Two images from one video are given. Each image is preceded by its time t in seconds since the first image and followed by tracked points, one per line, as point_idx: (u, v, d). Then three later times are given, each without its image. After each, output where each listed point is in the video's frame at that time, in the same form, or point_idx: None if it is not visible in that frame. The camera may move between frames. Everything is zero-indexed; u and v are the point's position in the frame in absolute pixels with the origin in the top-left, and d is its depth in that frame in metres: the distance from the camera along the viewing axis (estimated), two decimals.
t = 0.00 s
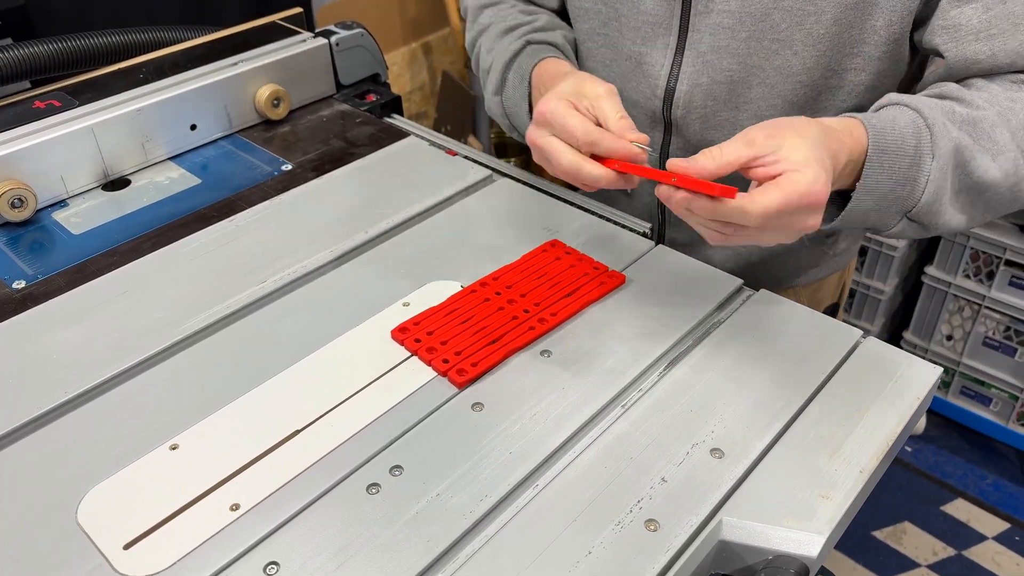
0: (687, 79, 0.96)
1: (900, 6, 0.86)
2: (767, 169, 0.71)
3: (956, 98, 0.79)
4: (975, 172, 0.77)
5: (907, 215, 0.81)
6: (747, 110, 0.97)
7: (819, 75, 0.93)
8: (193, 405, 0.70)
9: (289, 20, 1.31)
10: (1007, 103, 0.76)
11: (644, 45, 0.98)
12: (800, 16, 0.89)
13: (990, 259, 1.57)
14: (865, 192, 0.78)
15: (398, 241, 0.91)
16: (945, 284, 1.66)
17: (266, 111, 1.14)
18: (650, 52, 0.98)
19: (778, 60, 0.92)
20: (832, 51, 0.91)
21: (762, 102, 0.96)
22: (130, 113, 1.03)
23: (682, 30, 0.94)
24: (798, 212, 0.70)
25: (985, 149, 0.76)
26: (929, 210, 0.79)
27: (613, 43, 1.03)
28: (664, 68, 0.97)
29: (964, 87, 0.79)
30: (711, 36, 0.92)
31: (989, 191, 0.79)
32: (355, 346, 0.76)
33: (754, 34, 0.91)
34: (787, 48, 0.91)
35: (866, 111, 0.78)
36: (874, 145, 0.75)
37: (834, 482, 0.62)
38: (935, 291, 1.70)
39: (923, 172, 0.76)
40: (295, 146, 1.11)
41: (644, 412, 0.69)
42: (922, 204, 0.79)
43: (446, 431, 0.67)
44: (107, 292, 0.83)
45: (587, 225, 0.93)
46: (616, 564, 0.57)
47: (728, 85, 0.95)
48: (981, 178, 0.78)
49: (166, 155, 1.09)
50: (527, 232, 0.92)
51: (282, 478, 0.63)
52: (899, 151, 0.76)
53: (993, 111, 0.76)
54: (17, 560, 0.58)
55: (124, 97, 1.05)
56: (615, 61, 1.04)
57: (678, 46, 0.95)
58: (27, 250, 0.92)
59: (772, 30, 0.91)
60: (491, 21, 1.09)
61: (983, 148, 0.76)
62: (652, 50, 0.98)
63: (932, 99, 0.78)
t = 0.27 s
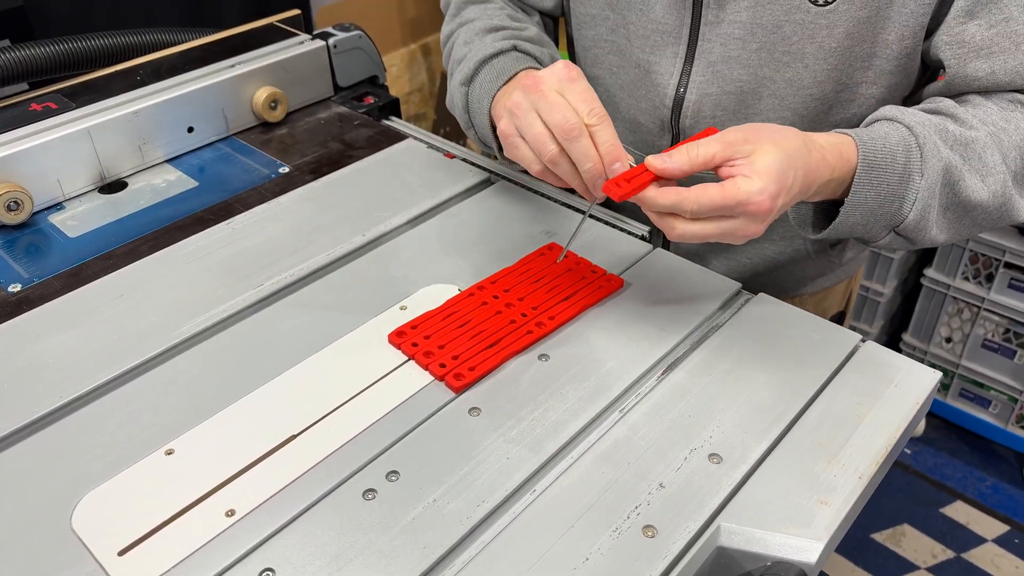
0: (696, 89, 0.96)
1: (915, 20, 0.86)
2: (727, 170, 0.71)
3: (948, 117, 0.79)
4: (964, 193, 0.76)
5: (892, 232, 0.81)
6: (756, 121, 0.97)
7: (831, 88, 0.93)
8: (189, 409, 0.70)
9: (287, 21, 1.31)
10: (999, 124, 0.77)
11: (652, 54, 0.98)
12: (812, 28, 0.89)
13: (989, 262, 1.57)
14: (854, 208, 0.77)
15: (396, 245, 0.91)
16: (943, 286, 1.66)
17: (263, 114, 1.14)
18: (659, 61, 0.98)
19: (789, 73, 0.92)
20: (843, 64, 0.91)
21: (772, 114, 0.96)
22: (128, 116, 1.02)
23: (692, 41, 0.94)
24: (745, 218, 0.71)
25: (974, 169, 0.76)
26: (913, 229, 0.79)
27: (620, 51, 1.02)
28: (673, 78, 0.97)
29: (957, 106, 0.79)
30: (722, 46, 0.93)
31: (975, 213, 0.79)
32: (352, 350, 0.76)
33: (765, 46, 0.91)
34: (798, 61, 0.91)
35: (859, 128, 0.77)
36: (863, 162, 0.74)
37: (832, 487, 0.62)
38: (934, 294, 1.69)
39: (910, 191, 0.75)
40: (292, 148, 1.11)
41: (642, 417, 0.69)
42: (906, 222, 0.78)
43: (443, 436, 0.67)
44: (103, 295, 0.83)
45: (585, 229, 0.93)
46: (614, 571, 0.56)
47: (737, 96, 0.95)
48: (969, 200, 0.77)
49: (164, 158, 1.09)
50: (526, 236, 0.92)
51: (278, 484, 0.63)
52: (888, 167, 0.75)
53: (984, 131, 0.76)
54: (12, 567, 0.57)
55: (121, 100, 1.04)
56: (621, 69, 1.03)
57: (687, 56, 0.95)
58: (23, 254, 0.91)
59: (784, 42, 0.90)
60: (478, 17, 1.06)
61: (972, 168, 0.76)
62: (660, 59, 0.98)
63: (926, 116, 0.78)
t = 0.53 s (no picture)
0: (693, 89, 0.96)
1: (912, 21, 0.86)
2: (753, 179, 0.72)
3: (966, 110, 0.79)
4: (983, 184, 0.77)
5: (913, 223, 0.81)
6: (752, 122, 0.97)
7: (827, 89, 0.93)
8: (189, 413, 0.70)
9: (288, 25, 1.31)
10: (1017, 115, 0.77)
11: (650, 54, 0.98)
12: (809, 29, 0.89)
13: (989, 266, 1.57)
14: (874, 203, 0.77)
15: (396, 248, 0.91)
16: (944, 290, 1.66)
17: (264, 117, 1.14)
18: (657, 61, 0.98)
19: (785, 74, 0.92)
20: (839, 66, 0.91)
21: (768, 115, 0.96)
22: (129, 119, 1.02)
23: (689, 41, 0.95)
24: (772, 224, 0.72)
25: (993, 161, 0.77)
26: (933, 220, 0.79)
27: (619, 51, 1.03)
28: (670, 77, 0.97)
29: (976, 99, 0.79)
30: (719, 47, 0.93)
31: (995, 203, 0.79)
32: (352, 353, 0.76)
33: (761, 47, 0.91)
34: (795, 62, 0.91)
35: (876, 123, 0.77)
36: (885, 158, 0.75)
37: (833, 491, 0.62)
38: (934, 298, 1.69)
39: (930, 183, 0.76)
40: (293, 152, 1.11)
41: (643, 420, 0.69)
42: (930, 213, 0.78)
43: (442, 439, 0.67)
44: (104, 298, 0.83)
45: (585, 232, 0.93)
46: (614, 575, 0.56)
47: (733, 97, 0.95)
48: (988, 190, 0.77)
49: (165, 161, 1.09)
50: (526, 240, 0.92)
51: (278, 487, 0.63)
52: (907, 161, 0.76)
53: (1002, 123, 0.76)
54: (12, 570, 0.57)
55: (122, 104, 1.05)
56: (620, 69, 1.04)
57: (685, 55, 0.95)
58: (24, 257, 0.92)
59: (780, 42, 0.91)
60: (479, 17, 1.05)
61: (991, 160, 0.77)
62: (658, 59, 0.98)
63: (944, 109, 0.78)
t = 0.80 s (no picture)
0: (690, 96, 0.96)
1: (908, 28, 0.87)
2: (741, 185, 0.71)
3: (969, 119, 0.79)
4: (985, 194, 0.76)
5: (913, 234, 0.81)
6: (750, 128, 0.98)
7: (824, 95, 0.94)
8: (191, 414, 0.70)
9: (290, 29, 1.32)
10: (1019, 124, 0.77)
11: (646, 61, 0.99)
12: (805, 35, 0.90)
13: (988, 269, 1.58)
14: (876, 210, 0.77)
15: (397, 251, 0.91)
16: (943, 294, 1.66)
17: (265, 121, 1.14)
18: (653, 68, 0.98)
19: (782, 80, 0.93)
20: (836, 72, 0.92)
21: (766, 120, 0.97)
22: (130, 123, 1.03)
23: (686, 48, 0.95)
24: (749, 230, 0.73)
25: (995, 170, 0.77)
26: (933, 231, 0.79)
27: (616, 58, 1.03)
28: (667, 84, 0.97)
29: (977, 107, 0.79)
30: (716, 53, 0.93)
31: (997, 215, 0.79)
32: (354, 355, 0.76)
33: (758, 53, 0.92)
34: (792, 68, 0.92)
35: (877, 132, 0.78)
36: (887, 167, 0.75)
37: (833, 492, 0.62)
38: (933, 301, 1.70)
39: (932, 195, 0.76)
40: (294, 155, 1.12)
41: (643, 422, 0.69)
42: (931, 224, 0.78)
43: (443, 441, 0.67)
44: (106, 301, 0.83)
45: (585, 235, 0.93)
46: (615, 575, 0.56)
47: (730, 103, 0.96)
48: (989, 202, 0.77)
49: (166, 164, 1.09)
50: (526, 243, 0.92)
51: (280, 488, 0.63)
52: (910, 170, 0.76)
53: (1004, 131, 0.76)
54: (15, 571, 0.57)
55: (124, 107, 1.05)
56: (617, 76, 1.04)
57: (682, 62, 0.96)
58: (26, 259, 0.92)
59: (777, 49, 0.91)
60: (469, 20, 1.07)
61: (994, 169, 0.77)
62: (654, 66, 0.98)
63: (946, 118, 0.78)
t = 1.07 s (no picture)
0: (689, 96, 0.97)
1: (906, 27, 0.87)
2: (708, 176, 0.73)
3: (938, 124, 0.80)
4: (960, 193, 0.76)
5: (892, 234, 0.81)
6: (748, 128, 0.98)
7: (822, 95, 0.94)
8: (191, 413, 0.70)
9: (289, 29, 1.32)
10: (993, 127, 0.77)
11: (646, 60, 0.99)
12: (803, 35, 0.89)
13: (988, 268, 1.58)
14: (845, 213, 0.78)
15: (397, 250, 0.91)
16: (942, 293, 1.67)
17: (265, 120, 1.14)
18: (652, 67, 0.99)
19: (780, 79, 0.93)
20: (834, 71, 0.92)
21: (764, 120, 0.97)
22: (130, 122, 1.03)
23: (685, 47, 0.95)
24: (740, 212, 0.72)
25: (968, 169, 0.76)
26: (912, 231, 0.79)
27: (614, 57, 1.03)
28: (666, 83, 0.98)
29: (948, 114, 0.80)
30: (714, 52, 0.94)
31: (974, 213, 0.79)
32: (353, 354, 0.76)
33: (756, 53, 0.92)
34: (790, 67, 0.92)
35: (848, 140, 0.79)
36: (851, 167, 0.76)
37: (831, 491, 0.62)
38: (933, 300, 1.70)
39: (902, 194, 0.76)
40: (294, 155, 1.12)
41: (641, 421, 0.69)
42: (899, 230, 0.79)
43: (443, 440, 0.67)
44: (106, 300, 0.83)
45: (584, 234, 0.94)
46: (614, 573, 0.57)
47: (728, 102, 0.96)
48: (965, 198, 0.77)
49: (165, 164, 1.10)
50: (525, 242, 0.92)
51: (280, 487, 0.63)
52: (878, 174, 0.77)
53: (976, 133, 0.76)
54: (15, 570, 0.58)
55: (124, 106, 1.05)
56: (615, 75, 1.04)
57: (680, 62, 0.96)
58: (25, 259, 0.92)
59: (775, 48, 0.91)
60: (461, 21, 1.07)
61: (966, 169, 0.76)
62: (654, 66, 0.99)
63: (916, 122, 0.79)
